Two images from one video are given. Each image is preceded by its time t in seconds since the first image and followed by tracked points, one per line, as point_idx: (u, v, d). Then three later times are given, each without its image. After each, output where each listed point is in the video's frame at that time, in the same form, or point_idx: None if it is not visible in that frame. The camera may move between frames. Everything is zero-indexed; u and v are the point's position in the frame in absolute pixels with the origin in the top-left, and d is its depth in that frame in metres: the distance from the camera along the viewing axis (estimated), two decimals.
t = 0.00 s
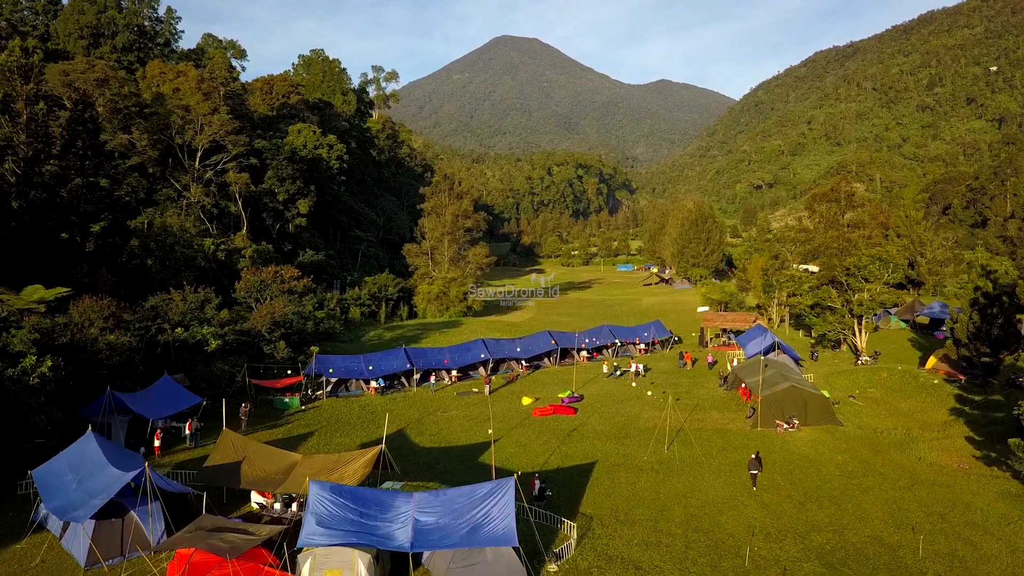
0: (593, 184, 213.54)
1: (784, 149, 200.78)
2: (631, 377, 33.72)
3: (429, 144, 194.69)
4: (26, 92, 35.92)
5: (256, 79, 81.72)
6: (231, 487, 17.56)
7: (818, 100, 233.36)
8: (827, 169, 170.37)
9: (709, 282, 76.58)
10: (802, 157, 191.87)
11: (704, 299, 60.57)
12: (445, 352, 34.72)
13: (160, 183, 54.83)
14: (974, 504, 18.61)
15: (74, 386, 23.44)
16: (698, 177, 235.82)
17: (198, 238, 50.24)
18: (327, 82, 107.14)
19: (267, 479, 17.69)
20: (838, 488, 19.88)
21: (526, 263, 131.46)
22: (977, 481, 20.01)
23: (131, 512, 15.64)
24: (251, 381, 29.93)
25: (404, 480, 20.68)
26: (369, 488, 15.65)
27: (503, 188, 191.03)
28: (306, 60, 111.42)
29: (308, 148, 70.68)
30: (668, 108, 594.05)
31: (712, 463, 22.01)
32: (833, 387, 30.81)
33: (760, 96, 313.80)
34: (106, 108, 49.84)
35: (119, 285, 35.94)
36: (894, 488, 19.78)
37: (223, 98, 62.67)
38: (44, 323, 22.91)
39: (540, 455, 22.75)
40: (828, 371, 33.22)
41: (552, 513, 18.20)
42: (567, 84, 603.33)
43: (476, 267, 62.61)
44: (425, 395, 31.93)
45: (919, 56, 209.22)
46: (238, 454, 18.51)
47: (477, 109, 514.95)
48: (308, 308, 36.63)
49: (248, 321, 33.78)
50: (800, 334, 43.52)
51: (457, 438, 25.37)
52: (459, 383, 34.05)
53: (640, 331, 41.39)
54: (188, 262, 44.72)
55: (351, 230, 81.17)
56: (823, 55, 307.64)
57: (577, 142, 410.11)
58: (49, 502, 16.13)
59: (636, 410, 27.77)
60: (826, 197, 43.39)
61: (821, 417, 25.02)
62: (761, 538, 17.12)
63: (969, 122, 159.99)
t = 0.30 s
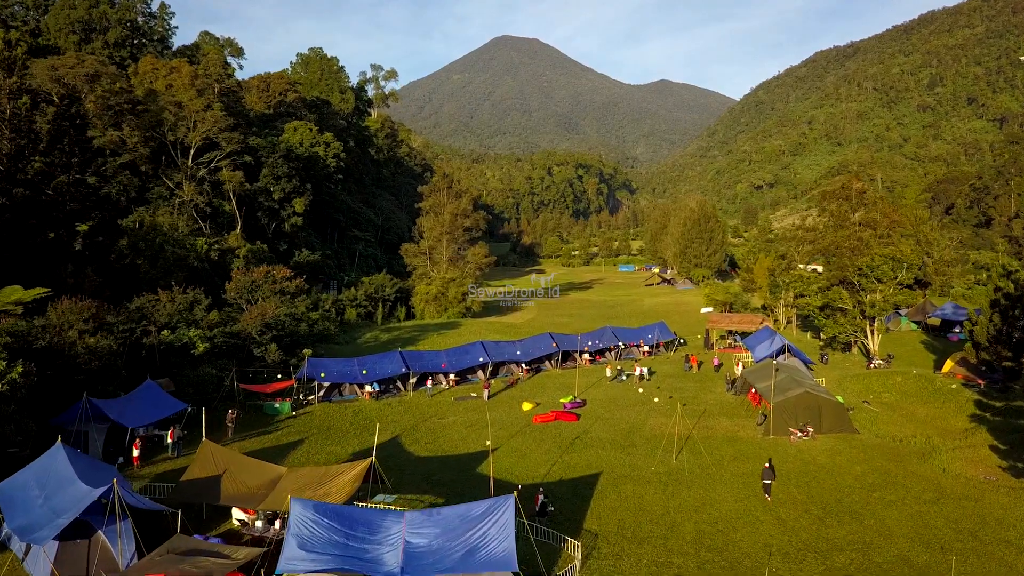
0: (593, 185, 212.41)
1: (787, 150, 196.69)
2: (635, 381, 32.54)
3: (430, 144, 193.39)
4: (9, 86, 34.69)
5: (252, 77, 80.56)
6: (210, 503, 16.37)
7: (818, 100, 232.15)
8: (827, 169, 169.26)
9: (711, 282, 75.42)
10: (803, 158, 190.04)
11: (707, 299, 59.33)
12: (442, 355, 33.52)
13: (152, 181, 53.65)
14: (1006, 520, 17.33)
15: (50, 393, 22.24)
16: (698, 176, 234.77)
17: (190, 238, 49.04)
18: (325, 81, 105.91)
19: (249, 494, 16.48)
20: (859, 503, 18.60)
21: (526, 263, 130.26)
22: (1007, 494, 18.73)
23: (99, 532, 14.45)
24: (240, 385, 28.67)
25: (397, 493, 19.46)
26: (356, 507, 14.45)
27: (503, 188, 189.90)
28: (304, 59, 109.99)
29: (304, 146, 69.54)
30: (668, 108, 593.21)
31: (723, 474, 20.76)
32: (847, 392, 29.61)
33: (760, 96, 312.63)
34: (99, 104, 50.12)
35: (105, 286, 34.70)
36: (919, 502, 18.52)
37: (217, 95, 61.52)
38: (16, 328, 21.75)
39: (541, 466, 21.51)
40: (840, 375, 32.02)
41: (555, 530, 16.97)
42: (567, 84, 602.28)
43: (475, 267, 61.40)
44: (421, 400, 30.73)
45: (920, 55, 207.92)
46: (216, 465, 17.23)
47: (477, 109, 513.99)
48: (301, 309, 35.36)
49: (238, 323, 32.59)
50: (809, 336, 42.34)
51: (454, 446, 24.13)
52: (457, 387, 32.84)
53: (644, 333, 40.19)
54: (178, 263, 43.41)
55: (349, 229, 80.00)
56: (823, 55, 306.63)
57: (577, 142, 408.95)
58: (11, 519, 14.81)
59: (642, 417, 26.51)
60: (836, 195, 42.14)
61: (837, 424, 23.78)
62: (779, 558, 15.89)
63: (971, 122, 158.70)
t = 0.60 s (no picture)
0: (593, 185, 211.26)
1: (784, 149, 197.50)
2: (640, 386, 31.35)
3: (429, 144, 192.14)
4: None
5: (248, 74, 79.35)
6: (185, 521, 15.19)
7: (818, 100, 231.14)
8: (828, 168, 168.11)
9: (714, 283, 74.18)
10: (803, 157, 189.06)
11: (711, 300, 58.11)
12: (439, 358, 32.29)
13: (143, 179, 52.44)
14: None
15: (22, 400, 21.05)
16: (699, 176, 233.66)
17: (180, 237, 47.80)
18: (323, 78, 104.62)
19: (226, 510, 15.27)
20: (882, 519, 17.35)
21: (526, 263, 129.09)
22: None
23: (60, 555, 13.33)
24: (227, 390, 27.47)
25: (388, 508, 18.27)
26: (340, 529, 13.20)
27: (503, 187, 188.69)
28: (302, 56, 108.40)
29: (300, 144, 68.44)
30: (668, 109, 592.23)
31: (735, 487, 19.52)
32: (860, 396, 28.41)
33: (760, 96, 311.39)
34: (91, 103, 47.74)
35: (91, 287, 33.45)
36: (947, 517, 17.26)
37: (211, 92, 60.37)
38: None
39: (542, 478, 20.32)
40: (852, 379, 30.81)
41: (557, 550, 15.72)
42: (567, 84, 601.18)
43: (474, 268, 60.08)
44: (417, 406, 29.52)
45: (921, 55, 206.79)
46: (191, 480, 15.98)
47: (477, 109, 512.79)
48: (293, 310, 34.11)
49: (227, 325, 31.36)
50: (817, 338, 41.12)
51: (451, 455, 22.96)
52: (454, 392, 31.63)
53: (647, 335, 38.98)
54: (169, 262, 42.23)
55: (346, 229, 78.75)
56: (823, 55, 305.61)
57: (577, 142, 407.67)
58: None
59: (648, 424, 25.28)
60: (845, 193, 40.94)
61: (854, 431, 22.56)
62: None
63: (971, 122, 157.62)
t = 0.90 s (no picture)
0: (592, 184, 210.14)
1: (787, 150, 193.90)
2: (644, 390, 30.16)
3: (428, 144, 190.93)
4: None
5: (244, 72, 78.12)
6: (155, 543, 13.93)
7: (817, 100, 229.99)
8: (829, 168, 166.98)
9: (717, 283, 73.00)
10: (803, 157, 187.48)
11: (715, 301, 56.90)
12: (435, 362, 31.06)
13: (134, 176, 51.22)
14: None
15: None
16: (698, 176, 232.55)
17: (171, 236, 46.59)
18: (320, 76, 103.36)
19: (200, 531, 14.02)
20: (910, 538, 16.11)
21: (525, 263, 127.90)
22: None
23: None
24: (213, 395, 26.24)
25: (378, 525, 17.05)
26: (320, 554, 12.03)
27: (502, 187, 187.45)
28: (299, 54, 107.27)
29: (295, 142, 67.30)
30: (667, 109, 591.12)
31: (749, 502, 18.26)
32: (876, 401, 27.18)
33: (760, 96, 310.12)
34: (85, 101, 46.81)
35: (75, 287, 32.20)
36: (979, 536, 16.02)
37: (205, 88, 59.19)
38: None
39: (543, 491, 19.09)
40: (866, 384, 29.59)
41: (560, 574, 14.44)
42: (566, 84, 600.03)
43: (473, 268, 58.74)
44: (412, 411, 28.31)
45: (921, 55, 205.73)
46: (163, 497, 14.72)
47: (476, 109, 511.50)
48: (284, 312, 32.87)
49: (215, 327, 30.12)
50: (826, 340, 39.95)
51: (447, 465, 21.76)
52: (451, 397, 30.42)
53: (651, 336, 37.82)
54: (158, 262, 41.04)
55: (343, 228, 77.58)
56: (823, 55, 304.49)
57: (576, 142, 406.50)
58: None
59: (654, 432, 24.06)
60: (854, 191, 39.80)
61: (872, 440, 21.32)
62: None
63: (972, 122, 156.52)
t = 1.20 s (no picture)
0: (592, 184, 209.00)
1: (785, 150, 194.31)
2: (649, 396, 29.01)
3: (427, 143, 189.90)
4: None
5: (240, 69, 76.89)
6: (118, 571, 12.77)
7: (817, 100, 228.76)
8: (829, 168, 165.87)
9: (719, 284, 71.88)
10: (803, 157, 186.50)
11: (718, 302, 55.66)
12: (431, 366, 29.86)
13: (124, 174, 50.01)
14: None
15: None
16: (698, 176, 231.45)
17: (161, 235, 45.40)
18: (318, 74, 102.07)
19: (169, 556, 12.85)
20: (942, 559, 14.91)
21: (525, 263, 126.68)
22: None
23: None
24: (197, 402, 25.03)
25: (366, 544, 15.88)
26: None
27: (502, 187, 186.29)
28: (297, 52, 105.94)
29: (291, 140, 66.08)
30: (667, 109, 589.95)
31: (766, 518, 17.05)
32: (892, 408, 26.01)
33: (760, 96, 308.84)
34: (71, 96, 45.62)
35: (57, 288, 30.97)
36: (1017, 558, 14.79)
37: (197, 84, 57.93)
38: None
39: (545, 506, 17.85)
40: (879, 389, 28.44)
41: None
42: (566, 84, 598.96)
43: (471, 268, 57.57)
44: (407, 418, 27.12)
45: (921, 55, 204.47)
46: (131, 518, 13.58)
47: (476, 109, 510.62)
48: (275, 314, 31.59)
49: (201, 329, 28.86)
50: (834, 342, 38.82)
51: (442, 477, 20.53)
52: (448, 402, 29.24)
53: (655, 339, 36.66)
54: (145, 262, 39.63)
55: (339, 227, 76.45)
56: (823, 55, 303.36)
57: (576, 142, 405.50)
58: None
59: (662, 441, 22.83)
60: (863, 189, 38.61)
61: (893, 450, 20.11)
62: None
63: (972, 122, 155.43)
